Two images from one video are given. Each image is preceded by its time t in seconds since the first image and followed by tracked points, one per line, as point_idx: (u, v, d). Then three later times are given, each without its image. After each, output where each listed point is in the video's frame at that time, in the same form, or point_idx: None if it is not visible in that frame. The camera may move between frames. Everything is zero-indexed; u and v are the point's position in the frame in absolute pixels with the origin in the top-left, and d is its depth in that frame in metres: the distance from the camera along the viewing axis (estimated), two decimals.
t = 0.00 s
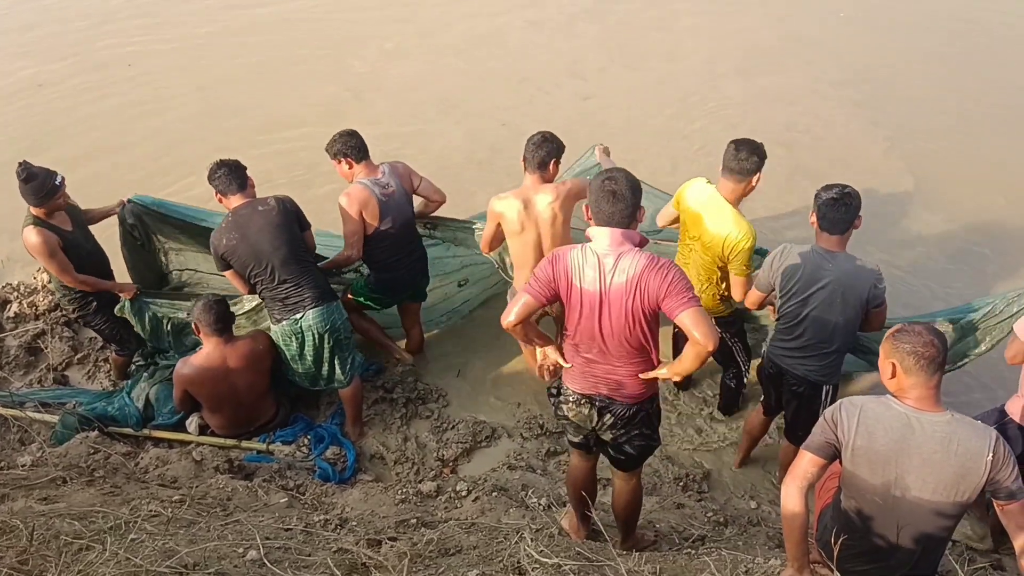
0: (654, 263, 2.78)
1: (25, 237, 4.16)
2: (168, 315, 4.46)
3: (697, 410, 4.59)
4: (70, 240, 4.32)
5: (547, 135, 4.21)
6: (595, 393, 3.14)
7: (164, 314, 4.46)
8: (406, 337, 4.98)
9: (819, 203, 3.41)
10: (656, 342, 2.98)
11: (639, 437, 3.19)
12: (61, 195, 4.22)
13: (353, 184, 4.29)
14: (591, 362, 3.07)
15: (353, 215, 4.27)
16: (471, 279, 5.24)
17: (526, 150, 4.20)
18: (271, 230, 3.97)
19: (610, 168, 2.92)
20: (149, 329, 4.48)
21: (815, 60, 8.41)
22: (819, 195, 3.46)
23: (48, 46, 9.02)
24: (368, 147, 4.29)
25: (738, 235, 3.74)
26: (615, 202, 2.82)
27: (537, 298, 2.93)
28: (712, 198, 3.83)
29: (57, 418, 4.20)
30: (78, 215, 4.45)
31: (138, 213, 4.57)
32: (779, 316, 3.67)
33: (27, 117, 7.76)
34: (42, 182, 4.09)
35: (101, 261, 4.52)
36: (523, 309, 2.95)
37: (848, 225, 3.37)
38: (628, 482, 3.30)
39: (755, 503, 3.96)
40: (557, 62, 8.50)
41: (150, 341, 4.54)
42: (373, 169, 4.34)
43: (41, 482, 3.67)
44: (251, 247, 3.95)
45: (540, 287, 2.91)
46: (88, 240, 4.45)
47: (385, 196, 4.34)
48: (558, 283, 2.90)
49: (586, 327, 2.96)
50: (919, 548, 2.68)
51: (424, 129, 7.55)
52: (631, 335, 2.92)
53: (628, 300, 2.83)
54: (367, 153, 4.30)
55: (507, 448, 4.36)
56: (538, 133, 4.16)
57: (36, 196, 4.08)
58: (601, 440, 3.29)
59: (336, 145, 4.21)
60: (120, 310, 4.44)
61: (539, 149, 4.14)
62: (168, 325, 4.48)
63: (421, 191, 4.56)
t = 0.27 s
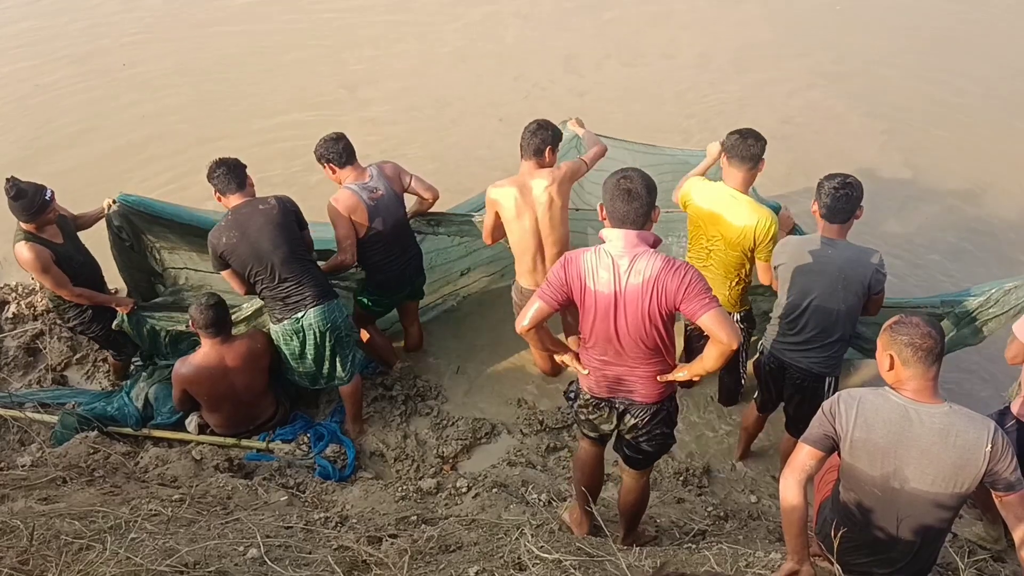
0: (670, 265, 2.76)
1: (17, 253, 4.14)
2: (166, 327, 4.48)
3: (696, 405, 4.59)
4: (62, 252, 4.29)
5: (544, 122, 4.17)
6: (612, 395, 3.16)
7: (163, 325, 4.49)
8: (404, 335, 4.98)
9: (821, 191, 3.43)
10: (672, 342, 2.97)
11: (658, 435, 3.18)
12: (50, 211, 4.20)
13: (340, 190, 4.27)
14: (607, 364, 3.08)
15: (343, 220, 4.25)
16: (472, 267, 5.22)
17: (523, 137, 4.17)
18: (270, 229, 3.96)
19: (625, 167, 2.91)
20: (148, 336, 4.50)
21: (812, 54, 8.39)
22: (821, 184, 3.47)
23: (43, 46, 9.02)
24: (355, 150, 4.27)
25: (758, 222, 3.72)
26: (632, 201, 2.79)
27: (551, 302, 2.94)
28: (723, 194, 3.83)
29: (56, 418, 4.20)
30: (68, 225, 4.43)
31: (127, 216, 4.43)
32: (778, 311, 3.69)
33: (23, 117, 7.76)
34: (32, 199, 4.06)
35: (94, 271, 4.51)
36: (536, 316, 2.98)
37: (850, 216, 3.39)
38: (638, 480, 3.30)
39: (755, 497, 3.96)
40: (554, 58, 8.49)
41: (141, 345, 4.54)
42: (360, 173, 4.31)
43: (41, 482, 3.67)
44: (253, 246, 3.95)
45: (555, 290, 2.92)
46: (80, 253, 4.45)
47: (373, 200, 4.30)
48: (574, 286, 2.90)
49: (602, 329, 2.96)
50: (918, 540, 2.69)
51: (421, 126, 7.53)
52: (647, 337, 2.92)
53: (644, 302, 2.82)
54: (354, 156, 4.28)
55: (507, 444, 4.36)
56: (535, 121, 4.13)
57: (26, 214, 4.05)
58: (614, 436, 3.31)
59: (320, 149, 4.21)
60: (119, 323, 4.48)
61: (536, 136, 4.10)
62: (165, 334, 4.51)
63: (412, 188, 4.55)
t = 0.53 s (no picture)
0: (677, 264, 2.75)
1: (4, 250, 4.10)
2: (158, 318, 4.47)
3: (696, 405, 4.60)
4: (51, 251, 4.26)
5: (552, 119, 4.17)
6: (614, 396, 3.17)
7: (155, 317, 4.47)
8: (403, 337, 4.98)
9: (827, 188, 3.49)
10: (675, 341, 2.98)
11: (656, 438, 3.19)
12: (39, 207, 4.14)
13: (331, 192, 4.29)
14: (610, 365, 3.08)
15: (332, 226, 4.25)
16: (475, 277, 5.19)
17: (532, 135, 4.15)
18: (273, 229, 3.96)
19: (626, 167, 2.93)
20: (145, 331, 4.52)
21: (812, 52, 8.39)
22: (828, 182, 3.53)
23: (43, 46, 9.01)
24: (352, 154, 4.23)
25: (752, 215, 3.71)
26: (636, 199, 2.79)
27: (554, 303, 2.94)
28: (716, 189, 3.83)
29: (57, 419, 4.21)
30: (58, 223, 4.38)
31: (127, 220, 4.39)
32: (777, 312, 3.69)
33: (23, 117, 7.75)
34: (20, 197, 4.00)
35: (84, 269, 4.48)
36: (537, 316, 2.97)
37: (853, 212, 3.43)
38: (638, 481, 3.31)
39: (755, 497, 3.97)
40: (554, 58, 8.48)
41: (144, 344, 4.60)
42: (354, 177, 4.28)
43: (43, 484, 3.67)
44: (256, 246, 3.95)
45: (558, 291, 2.91)
46: (69, 251, 4.41)
47: (361, 207, 4.29)
48: (578, 287, 2.90)
49: (606, 329, 2.96)
50: (919, 541, 2.69)
51: (420, 126, 7.53)
52: (651, 336, 2.92)
53: (650, 301, 2.81)
54: (353, 158, 4.24)
55: (508, 445, 4.37)
56: (544, 118, 4.12)
57: (14, 212, 4.00)
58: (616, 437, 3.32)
59: (320, 147, 4.19)
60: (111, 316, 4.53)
61: (545, 132, 4.09)
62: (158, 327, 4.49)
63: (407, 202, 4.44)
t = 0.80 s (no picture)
0: (653, 256, 2.76)
1: None
2: (144, 311, 4.43)
3: (693, 401, 4.59)
4: (39, 246, 4.24)
5: (560, 115, 4.16)
6: (593, 387, 3.14)
7: (141, 311, 4.43)
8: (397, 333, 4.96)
9: (815, 183, 3.44)
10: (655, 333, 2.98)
11: (635, 428, 3.18)
12: (30, 199, 4.13)
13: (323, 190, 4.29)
14: (589, 357, 3.07)
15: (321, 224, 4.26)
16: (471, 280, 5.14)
17: (539, 130, 4.15)
18: (270, 228, 3.96)
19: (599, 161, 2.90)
20: (130, 325, 4.47)
21: (808, 51, 8.39)
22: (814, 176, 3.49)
23: (40, 45, 9.02)
24: (348, 153, 4.21)
25: (731, 207, 3.68)
26: (611, 191, 2.79)
27: (530, 295, 2.95)
28: (694, 181, 3.81)
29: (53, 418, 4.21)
30: (46, 220, 4.40)
31: (113, 217, 4.47)
32: (770, 308, 3.68)
33: (19, 116, 7.75)
34: (12, 185, 3.98)
35: (69, 267, 4.46)
36: (514, 306, 2.98)
37: (840, 208, 3.41)
38: (624, 474, 3.31)
39: (751, 493, 3.96)
40: (549, 57, 8.49)
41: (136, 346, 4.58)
42: (347, 176, 4.27)
43: (39, 481, 3.67)
44: (251, 244, 3.94)
45: (535, 283, 2.93)
46: (57, 246, 4.39)
47: (350, 207, 4.28)
48: (555, 279, 2.90)
49: (584, 322, 2.96)
50: (914, 535, 2.69)
51: (417, 125, 7.53)
52: (630, 328, 2.92)
53: (627, 293, 2.82)
54: (346, 155, 4.20)
55: (504, 442, 4.36)
56: (550, 114, 4.12)
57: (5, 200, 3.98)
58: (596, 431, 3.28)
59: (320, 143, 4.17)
60: (97, 310, 4.49)
61: (552, 127, 4.08)
62: (145, 320, 4.45)
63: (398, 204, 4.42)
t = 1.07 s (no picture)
0: (620, 256, 2.76)
1: None
2: (134, 302, 4.33)
3: (688, 400, 4.60)
4: (26, 241, 4.18)
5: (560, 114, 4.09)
6: (565, 382, 3.17)
7: (130, 303, 4.33)
8: (393, 316, 4.94)
9: (798, 181, 3.46)
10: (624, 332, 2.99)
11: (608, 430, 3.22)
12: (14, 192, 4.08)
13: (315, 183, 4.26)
14: (562, 352, 3.09)
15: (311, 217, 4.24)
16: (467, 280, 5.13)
17: (540, 127, 4.05)
18: (265, 227, 3.94)
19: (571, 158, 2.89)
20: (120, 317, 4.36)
21: (800, 49, 8.40)
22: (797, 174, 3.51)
23: (32, 45, 8.98)
24: (347, 149, 4.13)
25: (720, 202, 3.68)
26: (577, 188, 2.78)
27: (498, 291, 2.97)
28: (686, 177, 3.81)
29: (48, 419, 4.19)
30: (32, 217, 4.33)
31: (98, 207, 4.45)
32: (763, 308, 3.70)
33: (12, 116, 7.71)
34: None
35: (57, 263, 4.39)
36: (484, 301, 3.00)
37: (824, 205, 3.43)
38: (612, 471, 3.32)
39: (748, 492, 3.98)
40: (543, 56, 8.48)
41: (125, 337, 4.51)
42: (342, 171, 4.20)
43: (35, 483, 3.66)
44: (246, 244, 3.94)
45: (504, 280, 2.94)
46: (45, 241, 4.34)
47: (341, 204, 4.26)
48: (524, 277, 2.91)
49: (553, 319, 2.97)
50: (911, 535, 2.71)
51: (412, 124, 7.52)
52: (599, 327, 2.93)
53: (594, 292, 2.82)
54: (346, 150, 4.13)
55: (500, 441, 4.36)
56: (551, 111, 4.04)
57: None
58: (577, 431, 3.28)
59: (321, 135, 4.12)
60: (86, 305, 4.35)
61: (553, 124, 4.00)
62: (135, 311, 4.36)
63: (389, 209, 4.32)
